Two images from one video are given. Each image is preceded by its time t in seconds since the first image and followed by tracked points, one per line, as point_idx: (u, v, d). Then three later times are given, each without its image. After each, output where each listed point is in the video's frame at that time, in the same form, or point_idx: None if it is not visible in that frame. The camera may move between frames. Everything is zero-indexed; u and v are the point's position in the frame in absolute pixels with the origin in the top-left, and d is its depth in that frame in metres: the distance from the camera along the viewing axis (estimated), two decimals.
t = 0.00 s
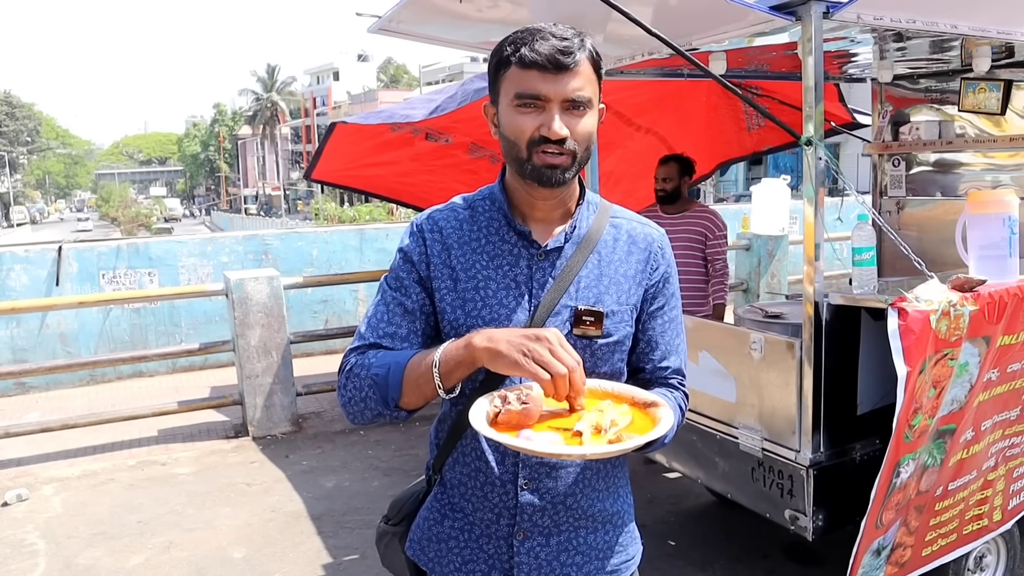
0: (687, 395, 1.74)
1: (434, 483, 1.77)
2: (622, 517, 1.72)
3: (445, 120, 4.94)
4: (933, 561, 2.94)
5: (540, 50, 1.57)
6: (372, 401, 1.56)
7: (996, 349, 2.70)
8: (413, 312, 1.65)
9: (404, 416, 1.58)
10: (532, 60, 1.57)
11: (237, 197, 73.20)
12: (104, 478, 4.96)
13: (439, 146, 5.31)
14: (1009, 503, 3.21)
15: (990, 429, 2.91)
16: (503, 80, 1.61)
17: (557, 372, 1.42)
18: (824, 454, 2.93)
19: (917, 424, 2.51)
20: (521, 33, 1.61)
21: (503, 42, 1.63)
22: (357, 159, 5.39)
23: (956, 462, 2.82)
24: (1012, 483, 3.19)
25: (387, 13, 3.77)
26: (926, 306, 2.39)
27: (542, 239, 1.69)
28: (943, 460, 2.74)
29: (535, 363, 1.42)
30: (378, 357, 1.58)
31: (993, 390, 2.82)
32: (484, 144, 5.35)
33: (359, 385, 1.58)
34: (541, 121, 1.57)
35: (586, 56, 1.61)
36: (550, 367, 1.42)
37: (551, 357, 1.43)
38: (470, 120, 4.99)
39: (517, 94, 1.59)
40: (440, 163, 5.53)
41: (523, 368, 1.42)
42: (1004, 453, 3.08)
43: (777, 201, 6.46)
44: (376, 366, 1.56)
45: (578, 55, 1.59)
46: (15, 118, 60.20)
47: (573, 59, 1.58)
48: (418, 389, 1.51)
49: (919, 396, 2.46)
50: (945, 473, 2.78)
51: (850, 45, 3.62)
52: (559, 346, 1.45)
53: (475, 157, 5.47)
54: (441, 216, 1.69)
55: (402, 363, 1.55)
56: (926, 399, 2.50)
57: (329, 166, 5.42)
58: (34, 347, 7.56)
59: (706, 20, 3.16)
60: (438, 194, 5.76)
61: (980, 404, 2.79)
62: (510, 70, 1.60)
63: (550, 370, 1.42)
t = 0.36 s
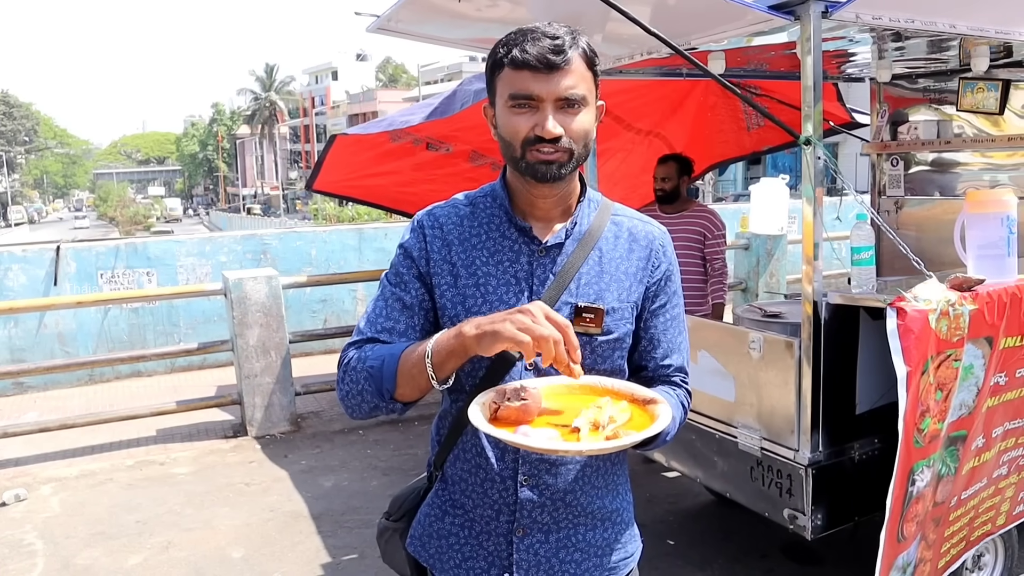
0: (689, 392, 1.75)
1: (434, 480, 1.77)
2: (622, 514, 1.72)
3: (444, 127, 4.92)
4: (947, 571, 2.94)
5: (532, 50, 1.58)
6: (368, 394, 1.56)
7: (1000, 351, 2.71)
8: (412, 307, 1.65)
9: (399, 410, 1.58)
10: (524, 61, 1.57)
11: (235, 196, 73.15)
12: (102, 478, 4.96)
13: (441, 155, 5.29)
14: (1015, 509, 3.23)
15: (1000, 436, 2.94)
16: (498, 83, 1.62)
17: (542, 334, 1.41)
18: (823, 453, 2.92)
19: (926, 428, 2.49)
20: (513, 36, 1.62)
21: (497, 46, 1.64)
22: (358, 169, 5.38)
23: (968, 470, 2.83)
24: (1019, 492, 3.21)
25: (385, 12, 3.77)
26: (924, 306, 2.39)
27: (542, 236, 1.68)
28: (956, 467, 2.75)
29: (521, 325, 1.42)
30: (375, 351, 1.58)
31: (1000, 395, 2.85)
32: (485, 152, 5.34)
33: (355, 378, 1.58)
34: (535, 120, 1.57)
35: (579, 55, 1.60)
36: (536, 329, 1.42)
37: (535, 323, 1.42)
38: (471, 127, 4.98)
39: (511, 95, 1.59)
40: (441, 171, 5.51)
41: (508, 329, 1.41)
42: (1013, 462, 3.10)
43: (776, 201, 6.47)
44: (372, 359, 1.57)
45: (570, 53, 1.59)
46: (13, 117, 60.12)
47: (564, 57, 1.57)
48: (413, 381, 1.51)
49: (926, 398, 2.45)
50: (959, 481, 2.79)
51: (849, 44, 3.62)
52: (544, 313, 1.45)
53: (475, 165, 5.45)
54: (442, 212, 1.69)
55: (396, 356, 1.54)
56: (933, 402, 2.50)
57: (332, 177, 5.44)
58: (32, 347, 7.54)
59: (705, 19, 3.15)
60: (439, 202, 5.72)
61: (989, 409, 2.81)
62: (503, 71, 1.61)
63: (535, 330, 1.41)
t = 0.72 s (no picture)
0: (695, 392, 1.74)
1: (433, 479, 1.77)
2: (619, 515, 1.72)
3: (445, 133, 4.88)
4: None
5: (526, 55, 1.57)
6: (360, 386, 1.56)
7: (1005, 354, 2.73)
8: (410, 301, 1.64)
9: (390, 404, 1.57)
10: (519, 66, 1.57)
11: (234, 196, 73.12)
12: (101, 478, 4.95)
13: (440, 167, 5.24)
14: None
15: (1017, 445, 2.96)
16: (496, 90, 1.62)
17: (528, 353, 1.40)
18: (821, 453, 2.93)
19: (937, 432, 2.50)
20: (507, 41, 1.62)
21: (492, 53, 1.64)
22: (360, 180, 5.38)
23: (990, 481, 2.85)
24: None
25: (384, 12, 3.78)
26: (923, 306, 2.39)
27: (543, 236, 1.68)
28: (976, 478, 2.76)
29: (505, 342, 1.40)
30: (369, 343, 1.59)
31: (1012, 400, 2.86)
32: (485, 160, 5.26)
33: (349, 369, 1.58)
34: (535, 124, 1.58)
35: (573, 54, 1.60)
36: (521, 345, 1.40)
37: (520, 341, 1.40)
38: (472, 132, 4.92)
39: (509, 101, 1.59)
40: (439, 183, 5.43)
41: (495, 352, 1.39)
42: None
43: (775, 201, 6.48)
44: (364, 352, 1.57)
45: (564, 53, 1.58)
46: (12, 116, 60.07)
47: (558, 59, 1.57)
48: (403, 380, 1.51)
49: (933, 400, 2.45)
50: (982, 494, 2.81)
51: (848, 45, 3.63)
52: (527, 322, 1.44)
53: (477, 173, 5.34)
54: (444, 208, 1.70)
55: (387, 350, 1.54)
56: (943, 405, 2.51)
57: (335, 190, 5.45)
58: (31, 347, 7.54)
59: (704, 19, 3.16)
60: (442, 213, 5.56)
61: (1002, 415, 2.83)
62: (500, 78, 1.61)
63: (520, 347, 1.40)
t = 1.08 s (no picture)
0: (700, 391, 1.73)
1: (430, 477, 1.77)
2: (616, 514, 1.73)
3: (447, 136, 4.86)
4: None
5: (525, 54, 1.58)
6: (342, 364, 1.55)
7: (1015, 357, 2.75)
8: (403, 289, 1.64)
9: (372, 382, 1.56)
10: (517, 66, 1.57)
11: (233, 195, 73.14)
12: (100, 478, 4.95)
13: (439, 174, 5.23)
14: None
15: None
16: (497, 90, 1.63)
17: (519, 315, 1.38)
18: (820, 452, 2.93)
19: (950, 435, 2.49)
20: (506, 41, 1.63)
21: (492, 55, 1.65)
22: (360, 189, 5.37)
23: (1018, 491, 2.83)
24: None
25: (382, 11, 3.77)
26: (921, 305, 2.40)
27: (547, 236, 1.68)
28: (1001, 487, 2.74)
29: (492, 306, 1.39)
30: (353, 322, 1.58)
31: None
32: (485, 166, 5.24)
33: (331, 347, 1.57)
34: (536, 123, 1.57)
35: (574, 51, 1.60)
36: (508, 308, 1.39)
37: (508, 305, 1.39)
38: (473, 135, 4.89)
39: (510, 101, 1.60)
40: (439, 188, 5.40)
41: (484, 320, 1.39)
42: None
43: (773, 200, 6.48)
44: (347, 329, 1.56)
45: (563, 51, 1.58)
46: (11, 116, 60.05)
47: (558, 58, 1.57)
48: (386, 352, 1.50)
49: (941, 401, 2.45)
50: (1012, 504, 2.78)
51: (846, 44, 3.63)
52: (512, 282, 1.42)
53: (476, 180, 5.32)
54: (446, 202, 1.70)
55: (370, 326, 1.54)
56: (953, 407, 2.50)
57: (338, 199, 5.43)
58: (29, 347, 7.53)
59: (702, 19, 3.16)
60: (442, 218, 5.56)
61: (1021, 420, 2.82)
62: (501, 78, 1.61)
63: (509, 310, 1.38)
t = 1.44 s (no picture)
0: (693, 394, 1.74)
1: (427, 477, 1.77)
2: (613, 515, 1.73)
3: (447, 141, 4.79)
4: None
5: (533, 52, 1.58)
6: (346, 376, 1.54)
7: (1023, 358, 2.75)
8: (405, 295, 1.64)
9: (377, 395, 1.55)
10: (526, 61, 1.58)
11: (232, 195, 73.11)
12: (98, 478, 4.95)
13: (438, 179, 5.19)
14: None
15: None
16: (504, 86, 1.63)
17: (522, 341, 1.38)
18: (818, 451, 2.93)
19: (961, 435, 2.49)
20: (517, 37, 1.63)
21: (502, 50, 1.66)
22: (360, 196, 5.33)
23: None
24: None
25: (380, 11, 3.77)
26: (919, 305, 2.41)
27: (547, 240, 1.67)
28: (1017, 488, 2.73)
29: (496, 332, 1.39)
30: (357, 334, 1.57)
31: None
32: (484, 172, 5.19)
33: (336, 359, 1.56)
34: (538, 120, 1.57)
35: (582, 53, 1.60)
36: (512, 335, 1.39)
37: (512, 330, 1.39)
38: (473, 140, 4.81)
39: (514, 97, 1.60)
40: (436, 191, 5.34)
41: (488, 344, 1.38)
42: None
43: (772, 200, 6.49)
44: (351, 342, 1.55)
45: (572, 51, 1.59)
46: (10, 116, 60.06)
47: (566, 58, 1.57)
48: (390, 370, 1.50)
49: (948, 401, 2.45)
50: None
51: (845, 44, 3.63)
52: (516, 307, 1.42)
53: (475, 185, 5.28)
54: (446, 205, 1.70)
55: (375, 340, 1.53)
56: (962, 406, 2.51)
57: (342, 207, 5.37)
58: (28, 347, 7.53)
59: (701, 19, 3.16)
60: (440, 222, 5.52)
61: None
62: (507, 73, 1.62)
63: (512, 337, 1.39)
